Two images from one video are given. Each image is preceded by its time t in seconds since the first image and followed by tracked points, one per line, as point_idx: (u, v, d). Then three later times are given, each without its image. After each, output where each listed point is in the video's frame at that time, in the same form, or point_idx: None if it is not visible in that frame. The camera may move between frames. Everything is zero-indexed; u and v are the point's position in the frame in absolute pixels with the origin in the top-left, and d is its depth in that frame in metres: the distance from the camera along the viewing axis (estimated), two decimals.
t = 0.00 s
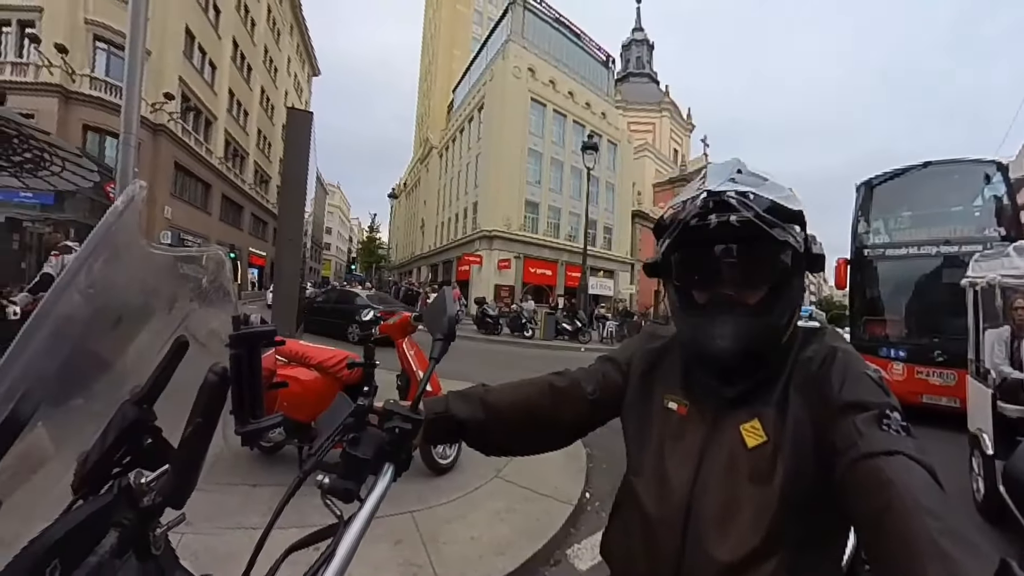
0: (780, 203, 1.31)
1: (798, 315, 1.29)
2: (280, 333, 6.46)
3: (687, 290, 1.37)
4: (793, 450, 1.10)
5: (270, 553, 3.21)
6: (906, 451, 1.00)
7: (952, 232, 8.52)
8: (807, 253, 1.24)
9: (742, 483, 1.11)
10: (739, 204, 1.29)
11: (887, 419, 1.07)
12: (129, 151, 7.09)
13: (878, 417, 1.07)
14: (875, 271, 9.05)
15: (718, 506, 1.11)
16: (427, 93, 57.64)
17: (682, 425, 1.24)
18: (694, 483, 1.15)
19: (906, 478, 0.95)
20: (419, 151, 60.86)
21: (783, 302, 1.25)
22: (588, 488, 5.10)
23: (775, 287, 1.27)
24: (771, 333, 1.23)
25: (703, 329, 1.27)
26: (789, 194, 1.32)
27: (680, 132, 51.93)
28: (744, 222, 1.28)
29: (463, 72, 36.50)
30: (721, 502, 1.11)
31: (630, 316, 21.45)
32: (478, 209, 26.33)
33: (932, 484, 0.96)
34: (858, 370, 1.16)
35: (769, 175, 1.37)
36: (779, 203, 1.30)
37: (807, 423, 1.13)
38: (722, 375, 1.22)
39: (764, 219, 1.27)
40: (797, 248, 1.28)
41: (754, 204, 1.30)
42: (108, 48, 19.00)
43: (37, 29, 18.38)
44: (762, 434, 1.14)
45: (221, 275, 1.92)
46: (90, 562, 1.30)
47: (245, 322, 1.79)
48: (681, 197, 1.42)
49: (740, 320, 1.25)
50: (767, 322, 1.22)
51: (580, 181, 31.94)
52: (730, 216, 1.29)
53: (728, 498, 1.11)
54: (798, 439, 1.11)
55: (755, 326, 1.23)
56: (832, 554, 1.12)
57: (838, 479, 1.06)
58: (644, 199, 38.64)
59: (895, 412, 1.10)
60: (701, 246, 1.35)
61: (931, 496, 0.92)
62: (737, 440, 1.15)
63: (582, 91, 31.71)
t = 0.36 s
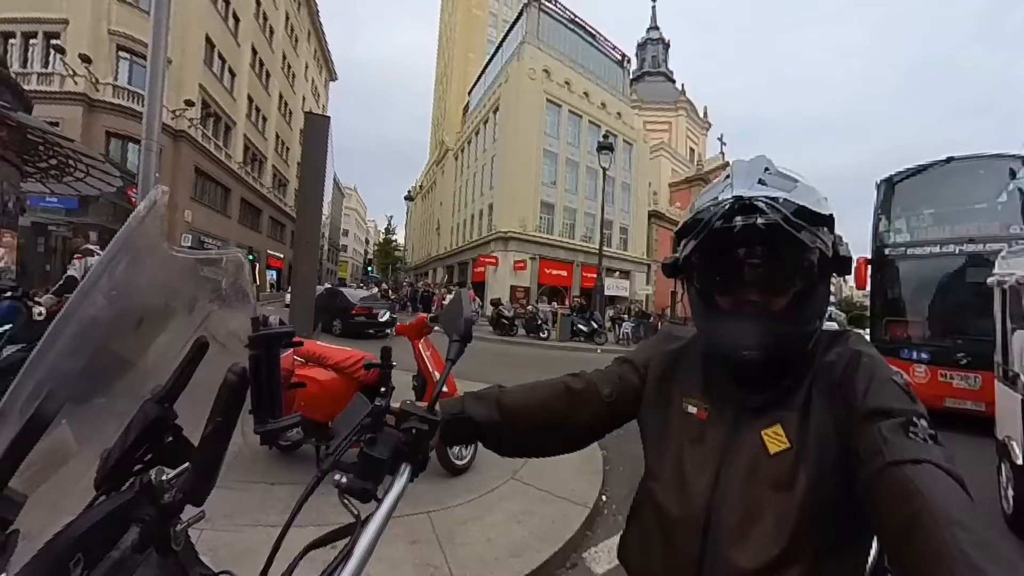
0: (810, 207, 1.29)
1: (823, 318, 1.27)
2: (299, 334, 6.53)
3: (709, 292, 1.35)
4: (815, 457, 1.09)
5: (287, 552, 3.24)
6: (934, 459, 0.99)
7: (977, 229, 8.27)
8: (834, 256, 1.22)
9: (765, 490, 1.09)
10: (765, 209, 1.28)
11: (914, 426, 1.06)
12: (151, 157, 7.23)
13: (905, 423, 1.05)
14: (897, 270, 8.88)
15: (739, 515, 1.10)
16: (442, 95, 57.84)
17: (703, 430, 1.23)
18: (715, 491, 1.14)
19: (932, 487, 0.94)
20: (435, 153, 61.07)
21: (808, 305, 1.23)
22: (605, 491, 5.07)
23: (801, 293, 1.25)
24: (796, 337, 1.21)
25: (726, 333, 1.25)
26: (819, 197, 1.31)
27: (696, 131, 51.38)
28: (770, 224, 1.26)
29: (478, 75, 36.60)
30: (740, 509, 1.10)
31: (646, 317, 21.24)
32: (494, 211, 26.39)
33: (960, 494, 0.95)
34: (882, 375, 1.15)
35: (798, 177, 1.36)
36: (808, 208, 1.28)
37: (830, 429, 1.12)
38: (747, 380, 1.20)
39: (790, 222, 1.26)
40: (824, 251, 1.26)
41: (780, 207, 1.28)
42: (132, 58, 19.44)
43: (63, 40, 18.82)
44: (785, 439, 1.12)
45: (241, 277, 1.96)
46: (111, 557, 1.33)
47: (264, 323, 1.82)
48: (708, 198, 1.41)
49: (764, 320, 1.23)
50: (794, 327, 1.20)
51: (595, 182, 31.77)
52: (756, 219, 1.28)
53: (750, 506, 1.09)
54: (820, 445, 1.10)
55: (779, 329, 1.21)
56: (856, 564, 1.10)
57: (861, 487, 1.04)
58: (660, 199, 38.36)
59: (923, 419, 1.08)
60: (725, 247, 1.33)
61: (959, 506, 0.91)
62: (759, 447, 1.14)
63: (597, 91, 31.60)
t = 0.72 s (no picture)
0: (818, 200, 1.26)
1: (839, 317, 1.25)
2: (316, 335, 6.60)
3: (723, 291, 1.34)
4: (834, 460, 1.07)
5: (305, 548, 3.28)
6: (955, 464, 0.97)
7: (1001, 226, 8.00)
8: (848, 252, 1.20)
9: (782, 492, 1.07)
10: (774, 204, 1.26)
11: (935, 428, 1.04)
12: (172, 162, 7.37)
13: (924, 426, 1.04)
14: (920, 270, 8.73)
15: (756, 518, 1.08)
16: (457, 97, 58.02)
17: (719, 431, 1.22)
18: (731, 494, 1.12)
19: (953, 492, 0.92)
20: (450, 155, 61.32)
21: (821, 303, 1.22)
22: (622, 493, 5.05)
23: (813, 289, 1.24)
24: (812, 338, 1.19)
25: (741, 333, 1.24)
26: (829, 191, 1.28)
27: (713, 129, 50.87)
28: (780, 220, 1.25)
29: (493, 77, 36.67)
30: (757, 514, 1.08)
31: (663, 318, 21.09)
32: (509, 213, 26.41)
33: (984, 500, 0.92)
34: (901, 376, 1.13)
35: (806, 171, 1.34)
36: (818, 202, 1.25)
37: (849, 430, 1.10)
38: (762, 381, 1.19)
39: (800, 218, 1.24)
40: (837, 246, 1.24)
41: (790, 202, 1.25)
42: (153, 67, 19.59)
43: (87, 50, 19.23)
44: (803, 441, 1.10)
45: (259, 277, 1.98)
46: (133, 550, 1.36)
47: (281, 323, 1.84)
48: (717, 197, 1.40)
49: (779, 317, 1.22)
50: (809, 325, 1.19)
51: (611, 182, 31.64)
52: (766, 215, 1.26)
53: (768, 510, 1.08)
54: (838, 448, 1.08)
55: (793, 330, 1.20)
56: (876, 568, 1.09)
57: (880, 491, 1.02)
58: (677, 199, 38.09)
59: (944, 421, 1.06)
60: (736, 245, 1.32)
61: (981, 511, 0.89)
62: (776, 450, 1.12)
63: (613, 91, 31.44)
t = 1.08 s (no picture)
0: (830, 194, 1.25)
1: (857, 315, 1.24)
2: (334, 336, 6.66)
3: (738, 290, 1.33)
4: (855, 465, 1.04)
5: (322, 546, 3.31)
6: (978, 468, 0.95)
7: None
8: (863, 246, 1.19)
9: (800, 497, 1.06)
10: (785, 199, 1.26)
11: (958, 432, 1.01)
12: (192, 168, 7.49)
13: (947, 428, 1.01)
14: (941, 269, 8.56)
15: (775, 523, 1.06)
16: (472, 99, 58.17)
17: (736, 434, 1.20)
18: (748, 497, 1.11)
19: (977, 498, 0.90)
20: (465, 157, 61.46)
21: (837, 300, 1.21)
22: (638, 497, 5.01)
23: (828, 286, 1.23)
24: (828, 338, 1.18)
25: (757, 333, 1.23)
26: (841, 183, 1.27)
27: (729, 128, 50.35)
28: (792, 215, 1.24)
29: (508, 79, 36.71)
30: (775, 519, 1.07)
31: (679, 319, 20.91)
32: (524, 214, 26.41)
33: (1008, 507, 0.90)
34: (922, 378, 1.10)
35: (818, 165, 1.32)
36: (829, 195, 1.24)
37: (869, 433, 1.08)
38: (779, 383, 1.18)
39: (813, 213, 1.23)
40: (852, 241, 1.23)
41: (802, 197, 1.25)
42: (174, 75, 19.98)
43: (110, 60, 19.61)
44: (822, 445, 1.08)
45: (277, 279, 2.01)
46: (154, 544, 1.38)
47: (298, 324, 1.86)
48: (729, 193, 1.40)
49: (795, 316, 1.21)
50: (824, 323, 1.18)
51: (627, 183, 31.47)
52: (777, 211, 1.26)
53: (786, 514, 1.06)
54: (858, 451, 1.06)
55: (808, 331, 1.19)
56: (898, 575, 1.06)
57: (900, 495, 1.00)
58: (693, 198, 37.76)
59: (967, 425, 1.03)
60: (750, 242, 1.31)
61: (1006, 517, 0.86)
62: (794, 453, 1.10)
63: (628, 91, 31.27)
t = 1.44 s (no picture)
0: (845, 189, 1.24)
1: (878, 313, 1.21)
2: (351, 337, 6.72)
3: (756, 287, 1.32)
4: (875, 472, 1.02)
5: (338, 545, 3.34)
6: (1003, 474, 0.93)
7: None
8: (883, 241, 1.18)
9: (819, 501, 1.04)
10: (800, 193, 1.25)
11: (982, 436, 0.99)
12: (212, 172, 7.61)
13: (970, 433, 0.99)
14: (965, 267, 8.36)
15: (794, 527, 1.05)
16: (487, 101, 58.27)
17: (754, 437, 1.19)
18: (766, 502, 1.09)
19: (1001, 506, 0.88)
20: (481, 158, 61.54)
21: (856, 296, 1.20)
22: (655, 500, 4.98)
23: (844, 283, 1.23)
24: (846, 337, 1.17)
25: (774, 331, 1.21)
26: (857, 178, 1.26)
27: (747, 125, 49.78)
28: (807, 210, 1.24)
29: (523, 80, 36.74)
30: (794, 525, 1.05)
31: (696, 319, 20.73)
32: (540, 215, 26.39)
33: None
34: (943, 381, 1.07)
35: (831, 161, 1.32)
36: (845, 189, 1.23)
37: (889, 435, 1.06)
38: (799, 386, 1.16)
39: (828, 208, 1.22)
40: (869, 237, 1.22)
41: (819, 192, 1.24)
42: (194, 82, 20.32)
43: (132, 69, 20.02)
44: (841, 448, 1.07)
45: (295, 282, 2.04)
46: (174, 539, 1.40)
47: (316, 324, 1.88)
48: (745, 190, 1.39)
49: (812, 314, 1.20)
50: (841, 320, 1.17)
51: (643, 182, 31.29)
52: (792, 205, 1.25)
53: (807, 518, 1.04)
54: (879, 455, 1.04)
55: (826, 329, 1.18)
56: None
57: (923, 499, 0.98)
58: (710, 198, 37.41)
59: (990, 429, 1.01)
60: (769, 239, 1.30)
61: None
62: (813, 456, 1.09)
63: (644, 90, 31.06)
